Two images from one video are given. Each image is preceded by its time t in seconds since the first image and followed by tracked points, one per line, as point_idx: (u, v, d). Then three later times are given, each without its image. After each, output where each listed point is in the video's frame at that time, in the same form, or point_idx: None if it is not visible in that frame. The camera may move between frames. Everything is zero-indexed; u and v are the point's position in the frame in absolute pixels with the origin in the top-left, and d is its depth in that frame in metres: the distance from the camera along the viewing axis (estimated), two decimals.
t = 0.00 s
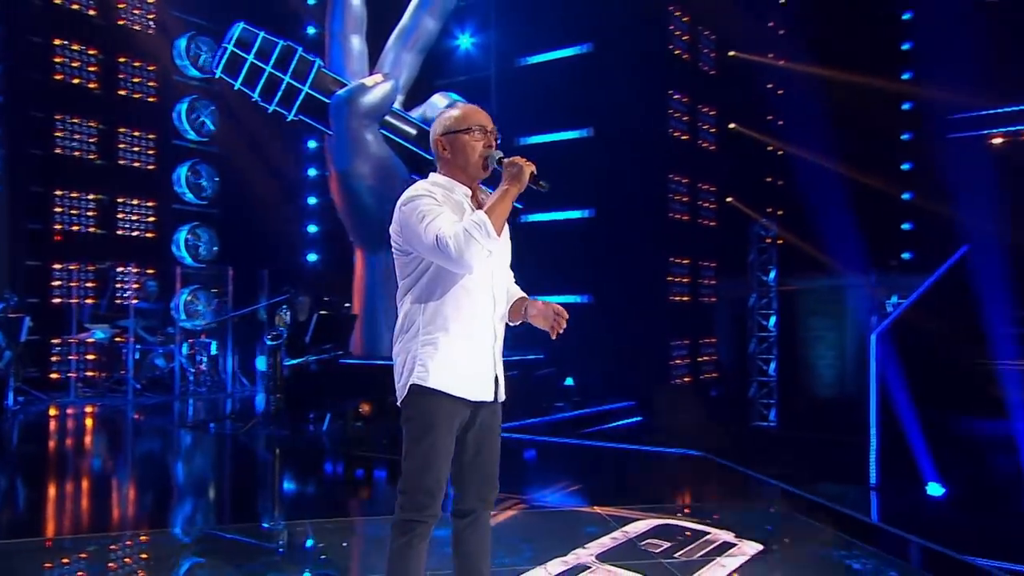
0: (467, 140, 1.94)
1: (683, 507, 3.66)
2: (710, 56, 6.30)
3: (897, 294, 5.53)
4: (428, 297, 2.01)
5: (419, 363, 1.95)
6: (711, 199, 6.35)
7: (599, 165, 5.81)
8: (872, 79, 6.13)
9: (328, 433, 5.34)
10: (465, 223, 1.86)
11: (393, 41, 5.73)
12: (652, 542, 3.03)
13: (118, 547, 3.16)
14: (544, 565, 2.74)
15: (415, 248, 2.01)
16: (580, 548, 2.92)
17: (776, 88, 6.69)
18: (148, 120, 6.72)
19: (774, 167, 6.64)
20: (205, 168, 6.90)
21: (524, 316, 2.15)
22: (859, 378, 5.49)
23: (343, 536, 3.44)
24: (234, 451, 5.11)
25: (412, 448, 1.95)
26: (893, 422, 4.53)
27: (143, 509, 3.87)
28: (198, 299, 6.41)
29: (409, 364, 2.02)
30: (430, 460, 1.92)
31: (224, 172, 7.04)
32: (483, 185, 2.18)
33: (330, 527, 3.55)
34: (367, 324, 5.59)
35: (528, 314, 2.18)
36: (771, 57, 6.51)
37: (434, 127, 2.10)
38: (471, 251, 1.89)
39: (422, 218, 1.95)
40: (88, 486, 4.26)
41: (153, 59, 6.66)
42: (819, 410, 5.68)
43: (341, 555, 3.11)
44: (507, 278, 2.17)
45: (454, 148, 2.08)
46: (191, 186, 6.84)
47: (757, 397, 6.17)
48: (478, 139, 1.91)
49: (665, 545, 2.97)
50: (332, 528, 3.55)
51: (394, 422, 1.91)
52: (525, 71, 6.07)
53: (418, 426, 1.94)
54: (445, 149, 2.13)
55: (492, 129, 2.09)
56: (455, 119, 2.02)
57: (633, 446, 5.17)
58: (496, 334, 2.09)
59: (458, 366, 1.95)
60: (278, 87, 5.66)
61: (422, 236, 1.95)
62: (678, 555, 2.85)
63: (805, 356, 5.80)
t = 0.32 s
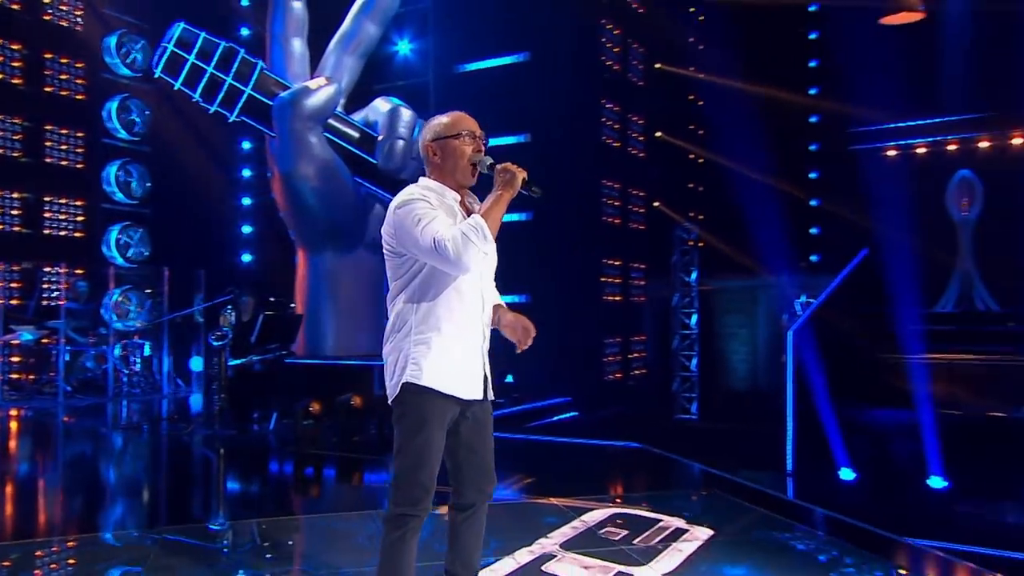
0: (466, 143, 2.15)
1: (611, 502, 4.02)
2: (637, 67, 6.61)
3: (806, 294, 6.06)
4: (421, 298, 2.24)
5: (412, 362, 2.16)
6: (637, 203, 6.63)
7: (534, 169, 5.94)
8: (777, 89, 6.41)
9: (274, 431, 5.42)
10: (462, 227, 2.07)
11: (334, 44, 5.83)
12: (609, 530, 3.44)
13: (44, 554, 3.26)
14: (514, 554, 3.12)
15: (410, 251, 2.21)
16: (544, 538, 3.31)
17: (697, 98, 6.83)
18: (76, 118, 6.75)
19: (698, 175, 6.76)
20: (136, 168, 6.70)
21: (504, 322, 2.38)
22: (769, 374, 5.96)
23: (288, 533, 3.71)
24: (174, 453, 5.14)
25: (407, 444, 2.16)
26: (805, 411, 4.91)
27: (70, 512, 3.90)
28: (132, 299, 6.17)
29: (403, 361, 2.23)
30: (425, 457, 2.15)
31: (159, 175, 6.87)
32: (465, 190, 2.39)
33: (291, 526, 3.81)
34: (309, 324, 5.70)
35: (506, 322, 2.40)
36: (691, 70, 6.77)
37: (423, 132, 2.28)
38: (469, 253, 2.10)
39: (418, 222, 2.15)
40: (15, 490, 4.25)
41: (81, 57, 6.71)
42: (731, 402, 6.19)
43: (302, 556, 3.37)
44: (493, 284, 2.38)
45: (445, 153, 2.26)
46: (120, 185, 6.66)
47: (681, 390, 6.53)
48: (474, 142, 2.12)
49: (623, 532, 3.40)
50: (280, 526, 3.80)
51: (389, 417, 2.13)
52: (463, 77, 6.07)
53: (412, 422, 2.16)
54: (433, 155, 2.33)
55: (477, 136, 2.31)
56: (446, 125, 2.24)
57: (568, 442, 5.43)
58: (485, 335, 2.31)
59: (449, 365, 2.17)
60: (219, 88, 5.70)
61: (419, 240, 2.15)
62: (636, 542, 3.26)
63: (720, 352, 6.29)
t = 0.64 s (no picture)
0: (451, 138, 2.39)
1: (545, 486, 4.40)
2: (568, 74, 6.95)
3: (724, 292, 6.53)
4: (411, 290, 2.45)
5: (403, 353, 2.36)
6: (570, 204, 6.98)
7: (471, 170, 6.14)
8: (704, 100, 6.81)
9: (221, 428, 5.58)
10: (455, 223, 2.28)
11: (275, 45, 5.88)
12: (567, 513, 3.80)
13: None
14: (482, 538, 3.53)
15: (400, 245, 2.40)
16: (507, 523, 3.70)
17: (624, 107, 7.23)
18: None
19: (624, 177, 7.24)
20: (64, 166, 6.63)
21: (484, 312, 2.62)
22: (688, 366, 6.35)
23: (234, 531, 3.77)
24: (118, 452, 5.12)
25: (398, 432, 2.36)
26: (728, 399, 5.29)
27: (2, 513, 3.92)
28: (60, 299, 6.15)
29: (393, 351, 2.42)
30: (414, 445, 2.35)
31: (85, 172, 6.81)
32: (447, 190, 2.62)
33: (220, 528, 3.83)
34: (252, 322, 5.78)
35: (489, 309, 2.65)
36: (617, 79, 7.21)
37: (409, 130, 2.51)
38: (458, 247, 2.32)
39: (411, 216, 2.35)
40: None
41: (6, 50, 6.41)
42: (653, 395, 6.51)
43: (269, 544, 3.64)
44: (474, 277, 2.60)
45: (430, 152, 2.50)
46: (47, 182, 6.52)
47: (608, 383, 6.79)
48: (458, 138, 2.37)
49: (580, 515, 3.75)
50: (279, 516, 4.02)
51: (380, 407, 2.33)
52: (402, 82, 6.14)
53: (402, 411, 2.36)
54: (419, 153, 2.56)
55: (462, 138, 2.55)
56: (432, 126, 2.47)
57: (506, 432, 5.69)
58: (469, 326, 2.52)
59: (437, 355, 2.38)
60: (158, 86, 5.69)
61: (410, 236, 2.35)
62: (594, 523, 3.64)
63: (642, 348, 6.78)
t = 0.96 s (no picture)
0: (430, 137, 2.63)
1: (486, 472, 4.72)
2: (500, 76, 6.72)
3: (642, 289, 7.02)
4: (396, 282, 2.68)
5: (391, 344, 2.61)
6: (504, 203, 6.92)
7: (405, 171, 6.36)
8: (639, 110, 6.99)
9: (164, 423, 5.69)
10: (439, 219, 2.53)
11: (212, 44, 5.95)
12: (520, 496, 4.13)
13: None
14: (445, 521, 3.82)
15: (386, 240, 2.63)
16: (466, 507, 4.00)
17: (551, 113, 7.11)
18: None
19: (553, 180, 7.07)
20: None
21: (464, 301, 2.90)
22: (609, 360, 6.68)
23: (177, 528, 3.86)
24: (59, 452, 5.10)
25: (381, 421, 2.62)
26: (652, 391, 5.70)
27: None
28: None
29: (380, 342, 2.66)
30: (396, 434, 2.63)
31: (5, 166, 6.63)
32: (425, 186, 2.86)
33: (170, 519, 3.99)
34: (191, 320, 5.84)
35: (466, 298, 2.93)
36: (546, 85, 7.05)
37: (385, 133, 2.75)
38: (442, 239, 2.55)
39: (396, 212, 2.58)
40: None
41: None
42: (579, 386, 6.80)
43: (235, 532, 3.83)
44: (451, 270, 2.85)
45: (409, 152, 2.73)
46: None
47: (535, 375, 6.93)
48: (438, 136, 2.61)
49: (532, 498, 4.08)
50: (223, 511, 4.15)
51: (369, 400, 2.57)
52: (339, 84, 6.36)
53: (385, 402, 2.62)
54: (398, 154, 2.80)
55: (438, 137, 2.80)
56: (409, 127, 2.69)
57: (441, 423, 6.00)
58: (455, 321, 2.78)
59: (422, 344, 2.63)
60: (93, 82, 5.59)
61: (397, 232, 2.58)
62: (546, 505, 3.97)
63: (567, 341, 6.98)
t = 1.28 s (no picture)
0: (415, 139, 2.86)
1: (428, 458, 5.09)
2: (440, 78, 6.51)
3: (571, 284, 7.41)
4: (378, 280, 2.86)
5: (375, 337, 2.79)
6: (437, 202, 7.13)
7: (345, 168, 6.66)
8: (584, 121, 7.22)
9: (107, 419, 5.71)
10: (424, 219, 2.71)
11: (151, 40, 6.02)
12: (474, 480, 4.44)
13: None
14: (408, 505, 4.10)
15: (370, 238, 2.80)
16: (425, 491, 4.28)
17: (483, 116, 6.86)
18: None
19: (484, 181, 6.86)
20: None
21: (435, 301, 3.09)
22: (539, 353, 6.83)
23: (115, 522, 4.06)
24: None
25: (365, 410, 2.80)
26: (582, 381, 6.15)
27: None
28: None
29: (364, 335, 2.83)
30: (378, 422, 2.81)
31: None
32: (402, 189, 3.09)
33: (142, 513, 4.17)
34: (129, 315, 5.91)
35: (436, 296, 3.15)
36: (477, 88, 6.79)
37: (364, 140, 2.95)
38: (426, 238, 2.72)
39: (382, 211, 2.75)
40: None
41: None
42: (509, 377, 6.87)
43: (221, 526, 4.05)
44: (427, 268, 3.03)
45: (387, 155, 2.92)
46: None
47: (467, 368, 6.86)
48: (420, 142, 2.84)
49: (486, 481, 4.40)
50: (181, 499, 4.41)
51: (354, 392, 2.74)
52: (279, 82, 6.72)
53: (369, 392, 2.80)
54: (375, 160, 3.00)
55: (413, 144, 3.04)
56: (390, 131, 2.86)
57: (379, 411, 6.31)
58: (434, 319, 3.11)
59: (404, 337, 2.81)
60: (26, 74, 5.42)
61: (382, 231, 2.74)
62: (501, 488, 4.30)
63: (495, 335, 6.91)
